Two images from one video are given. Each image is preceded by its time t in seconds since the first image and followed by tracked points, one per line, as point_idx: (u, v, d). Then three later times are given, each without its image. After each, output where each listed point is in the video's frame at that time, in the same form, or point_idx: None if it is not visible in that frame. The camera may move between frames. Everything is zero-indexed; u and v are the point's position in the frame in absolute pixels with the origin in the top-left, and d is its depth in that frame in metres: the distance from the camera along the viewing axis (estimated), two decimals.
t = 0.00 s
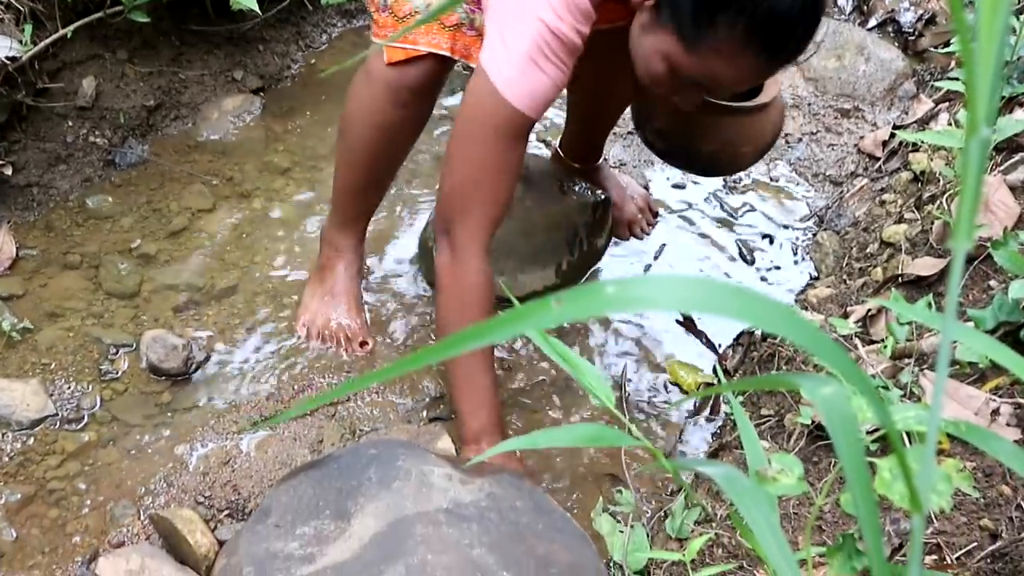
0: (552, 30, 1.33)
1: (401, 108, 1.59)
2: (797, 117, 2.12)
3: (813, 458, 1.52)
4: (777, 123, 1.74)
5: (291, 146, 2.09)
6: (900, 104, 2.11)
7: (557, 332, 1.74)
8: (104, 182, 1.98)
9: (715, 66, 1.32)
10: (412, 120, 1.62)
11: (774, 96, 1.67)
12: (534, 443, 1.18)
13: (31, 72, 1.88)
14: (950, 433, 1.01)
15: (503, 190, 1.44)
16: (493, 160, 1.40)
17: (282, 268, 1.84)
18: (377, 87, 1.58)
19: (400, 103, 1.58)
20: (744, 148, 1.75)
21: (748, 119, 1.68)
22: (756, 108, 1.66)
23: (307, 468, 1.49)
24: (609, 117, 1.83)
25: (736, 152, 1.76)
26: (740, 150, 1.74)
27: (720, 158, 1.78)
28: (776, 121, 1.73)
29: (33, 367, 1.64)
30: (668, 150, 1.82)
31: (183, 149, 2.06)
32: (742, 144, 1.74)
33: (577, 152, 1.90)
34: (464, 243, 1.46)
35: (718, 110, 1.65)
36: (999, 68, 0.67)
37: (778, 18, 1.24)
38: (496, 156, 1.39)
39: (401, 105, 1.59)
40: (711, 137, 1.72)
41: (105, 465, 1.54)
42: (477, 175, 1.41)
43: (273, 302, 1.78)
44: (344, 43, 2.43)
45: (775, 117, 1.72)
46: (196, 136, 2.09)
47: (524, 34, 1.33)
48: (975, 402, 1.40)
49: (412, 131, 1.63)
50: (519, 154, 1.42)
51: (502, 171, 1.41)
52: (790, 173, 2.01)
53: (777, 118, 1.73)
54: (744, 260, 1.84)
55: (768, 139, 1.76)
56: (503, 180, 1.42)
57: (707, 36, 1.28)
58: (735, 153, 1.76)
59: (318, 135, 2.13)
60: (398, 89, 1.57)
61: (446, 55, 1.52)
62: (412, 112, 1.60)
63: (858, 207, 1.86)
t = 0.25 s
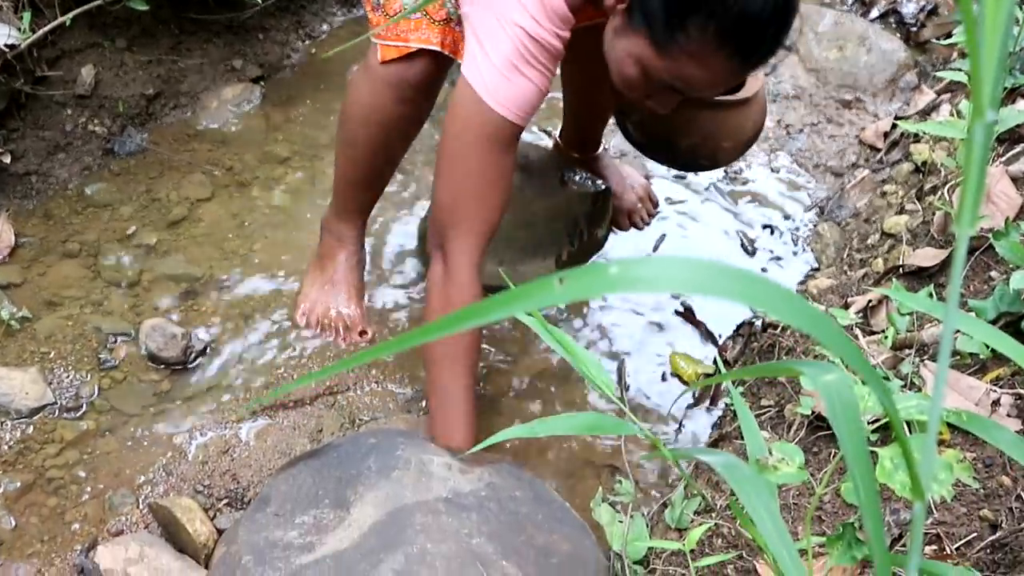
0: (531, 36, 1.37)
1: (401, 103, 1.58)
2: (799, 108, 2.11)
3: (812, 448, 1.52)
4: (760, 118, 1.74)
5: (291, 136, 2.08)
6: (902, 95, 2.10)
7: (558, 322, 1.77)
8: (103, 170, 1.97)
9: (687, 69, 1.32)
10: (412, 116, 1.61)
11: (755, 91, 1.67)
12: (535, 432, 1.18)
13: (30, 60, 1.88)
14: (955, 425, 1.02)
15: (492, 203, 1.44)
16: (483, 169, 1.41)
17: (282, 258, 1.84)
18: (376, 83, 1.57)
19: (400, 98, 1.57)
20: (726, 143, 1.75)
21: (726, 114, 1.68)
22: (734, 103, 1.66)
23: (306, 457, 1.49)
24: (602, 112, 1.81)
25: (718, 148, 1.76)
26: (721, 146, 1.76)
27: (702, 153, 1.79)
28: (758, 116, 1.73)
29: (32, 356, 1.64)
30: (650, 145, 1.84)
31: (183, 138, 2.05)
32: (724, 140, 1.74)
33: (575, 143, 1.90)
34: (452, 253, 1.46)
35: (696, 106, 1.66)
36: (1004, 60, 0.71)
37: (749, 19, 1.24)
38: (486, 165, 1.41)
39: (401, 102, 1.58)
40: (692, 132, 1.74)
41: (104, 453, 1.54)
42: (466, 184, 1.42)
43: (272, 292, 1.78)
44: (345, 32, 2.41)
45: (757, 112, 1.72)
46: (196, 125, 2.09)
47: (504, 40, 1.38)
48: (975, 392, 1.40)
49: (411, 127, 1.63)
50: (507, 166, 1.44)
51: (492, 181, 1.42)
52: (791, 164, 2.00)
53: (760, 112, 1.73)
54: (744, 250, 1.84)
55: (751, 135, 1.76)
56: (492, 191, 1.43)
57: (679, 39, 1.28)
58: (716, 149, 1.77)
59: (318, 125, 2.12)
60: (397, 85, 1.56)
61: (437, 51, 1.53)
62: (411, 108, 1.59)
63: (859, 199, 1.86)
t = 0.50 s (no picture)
0: (526, 37, 1.39)
1: (412, 104, 1.58)
2: (801, 99, 2.10)
3: (816, 438, 1.52)
4: (761, 110, 1.73)
5: (292, 128, 2.08)
6: (905, 85, 2.09)
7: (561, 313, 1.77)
8: (104, 162, 1.96)
9: (674, 63, 1.34)
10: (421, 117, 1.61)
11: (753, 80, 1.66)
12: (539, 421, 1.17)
13: (30, 52, 1.88)
14: (959, 415, 1.01)
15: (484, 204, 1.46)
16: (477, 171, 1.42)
17: (284, 249, 1.84)
18: (387, 83, 1.57)
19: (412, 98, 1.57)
20: (728, 134, 1.74)
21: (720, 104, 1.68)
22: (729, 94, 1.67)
23: (309, 449, 1.49)
24: (602, 105, 1.82)
25: (721, 139, 1.76)
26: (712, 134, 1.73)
27: (705, 146, 1.78)
28: (759, 107, 1.72)
29: (34, 348, 1.64)
30: (651, 139, 1.84)
31: (183, 130, 2.05)
32: (725, 130, 1.73)
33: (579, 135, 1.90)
34: (442, 253, 1.47)
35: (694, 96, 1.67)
36: (1014, 42, 0.71)
37: (733, 11, 1.24)
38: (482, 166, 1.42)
39: (412, 103, 1.58)
40: (692, 124, 1.73)
41: (107, 445, 1.54)
42: (460, 187, 1.43)
43: (274, 284, 1.78)
44: (346, 23, 2.40)
45: (757, 102, 1.71)
46: (196, 117, 2.08)
47: (500, 43, 1.40)
48: (979, 381, 1.40)
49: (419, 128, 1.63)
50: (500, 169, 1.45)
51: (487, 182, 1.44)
52: (793, 154, 2.00)
53: (761, 104, 1.72)
54: (746, 241, 1.84)
55: (753, 126, 1.75)
56: (486, 195, 1.44)
57: (663, 33, 1.30)
58: (718, 140, 1.76)
59: (319, 116, 2.12)
60: (409, 86, 1.56)
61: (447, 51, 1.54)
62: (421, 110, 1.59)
63: (862, 189, 1.86)
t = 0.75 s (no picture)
0: (529, 32, 1.38)
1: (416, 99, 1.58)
2: (805, 88, 2.10)
3: (818, 428, 1.52)
4: (767, 97, 1.73)
5: (294, 115, 2.07)
6: (909, 75, 2.09)
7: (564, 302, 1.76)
8: (106, 149, 1.96)
9: (677, 50, 1.33)
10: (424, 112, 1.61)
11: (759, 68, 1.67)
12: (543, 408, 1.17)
13: (31, 38, 1.87)
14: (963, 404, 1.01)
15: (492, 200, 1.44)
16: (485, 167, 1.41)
17: (286, 237, 1.83)
18: (392, 78, 1.56)
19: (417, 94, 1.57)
20: (734, 121, 1.74)
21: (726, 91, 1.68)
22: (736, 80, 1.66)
23: (311, 436, 1.49)
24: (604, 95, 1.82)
25: (728, 127, 1.75)
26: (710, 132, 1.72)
27: (711, 134, 1.78)
28: (764, 95, 1.72)
29: (35, 334, 1.64)
30: (657, 128, 1.83)
31: (185, 117, 2.04)
32: (731, 118, 1.73)
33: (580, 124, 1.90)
34: (451, 248, 1.45)
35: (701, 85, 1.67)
36: None
37: None
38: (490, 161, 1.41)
39: (416, 98, 1.57)
40: (699, 114, 1.73)
41: (108, 432, 1.54)
42: (468, 183, 1.42)
43: (276, 272, 1.77)
44: (349, 11, 2.39)
45: (763, 90, 1.71)
46: (198, 104, 2.08)
47: (503, 38, 1.39)
48: (982, 371, 1.40)
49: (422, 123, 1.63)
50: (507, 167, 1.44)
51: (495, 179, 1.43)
52: (796, 144, 1.99)
53: (766, 92, 1.72)
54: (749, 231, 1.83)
55: (760, 113, 1.74)
56: (493, 191, 1.43)
57: (666, 20, 1.30)
58: (725, 129, 1.75)
59: (321, 104, 2.11)
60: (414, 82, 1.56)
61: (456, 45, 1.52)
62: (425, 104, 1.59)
63: (865, 179, 1.85)
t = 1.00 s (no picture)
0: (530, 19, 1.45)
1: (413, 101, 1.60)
2: (808, 74, 2.09)
3: (820, 413, 1.52)
4: (776, 88, 1.72)
5: (295, 100, 2.07)
6: (912, 61, 2.08)
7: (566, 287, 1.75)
8: (106, 133, 1.95)
9: (675, 31, 1.33)
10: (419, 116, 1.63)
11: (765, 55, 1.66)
12: (543, 392, 1.17)
13: (31, 21, 1.87)
14: (967, 389, 1.01)
15: (451, 171, 1.53)
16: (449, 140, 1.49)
17: (287, 221, 1.83)
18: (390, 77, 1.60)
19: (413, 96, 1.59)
20: (744, 113, 1.72)
21: (736, 82, 1.67)
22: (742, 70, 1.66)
23: (312, 421, 1.48)
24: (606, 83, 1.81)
25: (737, 119, 1.73)
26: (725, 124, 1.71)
27: (722, 127, 1.75)
28: (772, 86, 1.71)
29: (36, 319, 1.64)
30: (666, 122, 1.82)
31: (186, 102, 2.04)
32: (740, 109, 1.71)
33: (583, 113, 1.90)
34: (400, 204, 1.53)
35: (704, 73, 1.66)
36: None
37: None
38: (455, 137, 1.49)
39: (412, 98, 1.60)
40: (706, 106, 1.72)
41: (109, 417, 1.54)
42: (425, 148, 1.48)
43: (277, 257, 1.77)
44: None
45: (771, 79, 1.70)
46: (199, 88, 2.07)
47: (503, 25, 1.46)
48: (985, 357, 1.39)
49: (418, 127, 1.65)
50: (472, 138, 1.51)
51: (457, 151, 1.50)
52: (799, 130, 1.98)
53: (775, 84, 1.72)
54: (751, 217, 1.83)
55: (770, 104, 1.72)
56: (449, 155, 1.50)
57: None
58: (735, 120, 1.73)
59: (323, 89, 2.10)
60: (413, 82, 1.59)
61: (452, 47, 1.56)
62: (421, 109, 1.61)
63: (868, 165, 1.85)
